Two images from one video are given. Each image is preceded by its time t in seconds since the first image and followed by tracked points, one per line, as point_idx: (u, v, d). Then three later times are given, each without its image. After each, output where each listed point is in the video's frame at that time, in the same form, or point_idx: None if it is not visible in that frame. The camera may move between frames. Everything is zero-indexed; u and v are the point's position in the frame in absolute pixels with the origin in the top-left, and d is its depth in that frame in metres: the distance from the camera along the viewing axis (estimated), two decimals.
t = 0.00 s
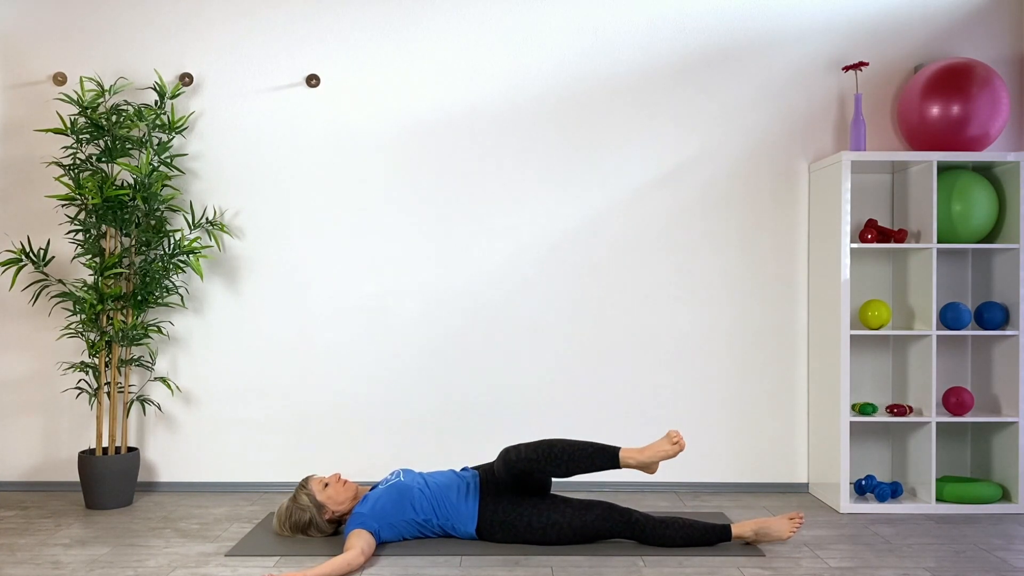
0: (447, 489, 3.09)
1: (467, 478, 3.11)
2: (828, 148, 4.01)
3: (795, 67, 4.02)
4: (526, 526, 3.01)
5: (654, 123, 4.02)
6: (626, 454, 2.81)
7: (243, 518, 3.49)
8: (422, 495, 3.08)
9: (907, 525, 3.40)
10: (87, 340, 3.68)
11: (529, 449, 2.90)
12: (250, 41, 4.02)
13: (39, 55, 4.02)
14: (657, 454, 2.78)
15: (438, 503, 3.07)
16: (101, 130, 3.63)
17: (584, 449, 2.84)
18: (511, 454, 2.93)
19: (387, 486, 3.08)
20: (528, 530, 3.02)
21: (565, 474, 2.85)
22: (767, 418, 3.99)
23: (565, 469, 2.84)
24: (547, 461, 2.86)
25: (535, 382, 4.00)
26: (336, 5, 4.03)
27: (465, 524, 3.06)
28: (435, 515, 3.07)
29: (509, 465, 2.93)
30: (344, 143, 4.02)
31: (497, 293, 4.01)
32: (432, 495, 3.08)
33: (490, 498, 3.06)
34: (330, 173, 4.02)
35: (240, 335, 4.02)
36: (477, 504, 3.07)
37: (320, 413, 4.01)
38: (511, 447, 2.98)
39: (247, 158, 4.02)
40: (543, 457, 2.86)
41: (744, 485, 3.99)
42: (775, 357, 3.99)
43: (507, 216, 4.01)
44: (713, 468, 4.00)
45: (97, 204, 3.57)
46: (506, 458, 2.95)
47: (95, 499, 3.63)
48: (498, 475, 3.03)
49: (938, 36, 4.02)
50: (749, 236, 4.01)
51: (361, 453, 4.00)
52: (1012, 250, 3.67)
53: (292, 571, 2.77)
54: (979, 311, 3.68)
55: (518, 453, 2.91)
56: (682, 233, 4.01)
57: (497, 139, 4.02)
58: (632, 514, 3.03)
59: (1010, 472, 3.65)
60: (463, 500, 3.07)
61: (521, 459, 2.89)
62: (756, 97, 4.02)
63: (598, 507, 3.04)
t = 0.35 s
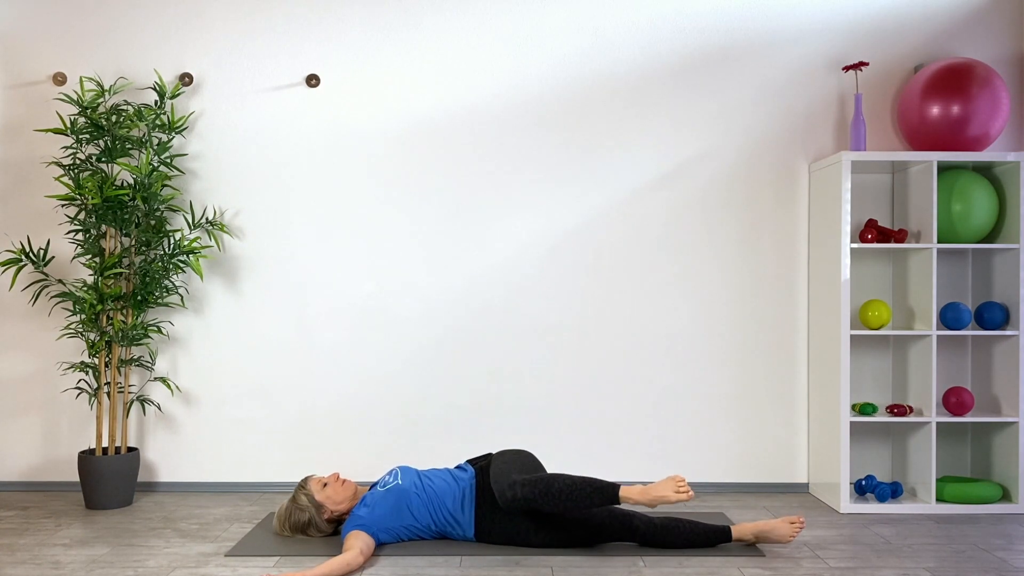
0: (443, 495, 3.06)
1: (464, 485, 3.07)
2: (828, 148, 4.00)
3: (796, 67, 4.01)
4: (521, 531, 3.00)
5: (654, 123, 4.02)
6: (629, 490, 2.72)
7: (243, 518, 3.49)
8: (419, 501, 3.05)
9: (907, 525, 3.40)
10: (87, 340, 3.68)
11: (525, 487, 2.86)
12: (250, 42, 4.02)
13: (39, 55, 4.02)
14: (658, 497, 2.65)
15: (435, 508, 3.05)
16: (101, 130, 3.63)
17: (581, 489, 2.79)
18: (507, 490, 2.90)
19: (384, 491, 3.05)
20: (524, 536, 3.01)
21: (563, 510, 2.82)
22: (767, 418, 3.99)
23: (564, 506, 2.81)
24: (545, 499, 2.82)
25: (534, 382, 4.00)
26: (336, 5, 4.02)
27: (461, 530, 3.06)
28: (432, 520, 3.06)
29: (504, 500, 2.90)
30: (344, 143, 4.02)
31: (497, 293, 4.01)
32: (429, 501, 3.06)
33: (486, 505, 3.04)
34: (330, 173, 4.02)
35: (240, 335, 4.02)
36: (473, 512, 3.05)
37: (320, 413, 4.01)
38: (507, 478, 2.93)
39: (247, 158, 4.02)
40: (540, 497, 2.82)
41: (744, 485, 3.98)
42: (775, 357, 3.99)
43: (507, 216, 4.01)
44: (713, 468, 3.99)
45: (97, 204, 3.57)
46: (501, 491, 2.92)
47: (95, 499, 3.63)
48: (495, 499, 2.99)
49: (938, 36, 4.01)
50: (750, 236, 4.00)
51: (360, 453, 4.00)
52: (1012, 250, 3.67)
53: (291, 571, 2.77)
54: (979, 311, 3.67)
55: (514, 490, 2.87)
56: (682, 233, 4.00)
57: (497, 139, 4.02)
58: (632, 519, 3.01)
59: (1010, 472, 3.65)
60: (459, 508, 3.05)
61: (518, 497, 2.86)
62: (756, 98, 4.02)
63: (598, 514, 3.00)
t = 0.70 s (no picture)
0: (442, 499, 3.05)
1: (463, 489, 3.06)
2: (828, 148, 4.01)
3: (796, 67, 4.02)
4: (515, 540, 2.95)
5: (654, 122, 4.02)
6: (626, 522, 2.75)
7: (243, 518, 3.49)
8: (418, 504, 3.04)
9: (907, 525, 3.40)
10: (87, 340, 3.68)
11: (520, 519, 2.82)
12: (250, 42, 4.02)
13: (39, 55, 4.02)
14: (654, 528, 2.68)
15: (434, 512, 3.05)
16: (101, 130, 3.63)
17: (575, 524, 2.78)
18: (502, 523, 2.85)
19: (384, 493, 3.05)
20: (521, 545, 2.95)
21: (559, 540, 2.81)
22: (767, 418, 3.99)
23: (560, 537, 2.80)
24: (538, 531, 2.80)
25: (535, 382, 4.00)
26: (336, 5, 4.03)
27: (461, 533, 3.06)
28: (431, 522, 3.06)
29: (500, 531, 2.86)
30: (344, 143, 4.02)
31: (497, 293, 4.01)
32: (428, 504, 3.05)
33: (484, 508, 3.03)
34: (330, 173, 4.02)
35: (240, 335, 4.02)
36: (472, 518, 3.03)
37: (320, 413, 4.01)
38: (502, 506, 2.88)
39: (247, 159, 4.02)
40: (534, 530, 2.79)
41: (744, 485, 3.98)
42: (775, 357, 3.99)
43: (507, 216, 4.01)
44: (713, 468, 3.99)
45: (97, 204, 3.57)
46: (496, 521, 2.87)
47: (95, 500, 3.63)
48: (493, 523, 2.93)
49: (938, 37, 4.02)
50: (750, 236, 4.00)
51: (360, 453, 4.00)
52: (1012, 250, 3.67)
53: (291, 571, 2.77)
54: (979, 311, 3.68)
55: (508, 522, 2.83)
56: (682, 233, 4.01)
57: (497, 139, 4.02)
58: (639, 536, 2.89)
59: (1010, 472, 3.65)
60: (457, 513, 3.04)
61: (512, 529, 2.82)
62: (756, 98, 4.02)
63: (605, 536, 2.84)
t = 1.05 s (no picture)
0: (442, 499, 3.05)
1: (462, 490, 3.05)
2: (828, 148, 4.01)
3: (796, 67, 4.02)
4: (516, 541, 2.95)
5: (654, 123, 4.02)
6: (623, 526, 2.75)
7: (243, 518, 3.49)
8: (418, 504, 3.05)
9: (906, 525, 3.40)
10: (87, 340, 3.68)
11: (516, 523, 2.82)
12: (249, 42, 4.02)
13: (39, 55, 4.02)
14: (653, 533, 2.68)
15: (433, 513, 3.05)
16: (101, 130, 3.63)
17: (570, 526, 2.77)
18: (500, 526, 2.86)
19: (384, 493, 3.05)
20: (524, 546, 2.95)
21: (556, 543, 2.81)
22: (767, 418, 3.99)
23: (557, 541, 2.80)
24: (533, 535, 2.80)
25: (534, 382, 4.00)
26: (336, 5, 4.03)
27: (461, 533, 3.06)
28: (431, 523, 3.06)
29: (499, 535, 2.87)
30: (344, 143, 4.02)
31: (497, 293, 4.01)
32: (428, 504, 3.05)
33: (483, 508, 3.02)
34: (329, 173, 4.02)
35: (240, 335, 4.02)
36: (471, 519, 3.03)
37: (320, 413, 4.01)
38: (500, 509, 2.89)
39: (247, 159, 4.02)
40: (529, 533, 2.80)
41: (744, 485, 3.99)
42: (775, 357, 3.99)
43: (507, 216, 4.01)
44: (713, 468, 3.99)
45: (97, 204, 3.57)
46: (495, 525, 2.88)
47: (95, 500, 3.63)
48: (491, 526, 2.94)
49: (938, 36, 4.02)
50: (750, 236, 4.01)
51: (360, 453, 4.00)
52: (1012, 250, 3.67)
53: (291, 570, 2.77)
54: (979, 311, 3.68)
55: (506, 526, 2.84)
56: (682, 233, 4.01)
57: (497, 139, 4.02)
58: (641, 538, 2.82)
59: (1010, 472, 3.65)
60: (457, 514, 3.04)
61: (509, 532, 2.83)
62: (756, 97, 4.02)
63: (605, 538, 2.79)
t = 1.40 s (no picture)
0: (443, 499, 3.05)
1: (463, 489, 3.06)
2: (828, 148, 4.01)
3: (796, 67, 4.02)
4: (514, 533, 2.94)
5: (654, 124, 4.02)
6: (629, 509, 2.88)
7: (243, 518, 3.49)
8: (418, 504, 3.05)
9: (906, 525, 3.40)
10: (87, 340, 3.68)
11: (522, 514, 2.85)
12: (249, 42, 4.02)
13: (40, 55, 4.02)
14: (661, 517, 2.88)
15: (433, 512, 3.05)
16: (101, 130, 3.63)
17: (577, 513, 2.81)
18: (505, 518, 2.88)
19: (385, 492, 3.05)
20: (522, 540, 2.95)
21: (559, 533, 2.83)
22: (767, 418, 3.99)
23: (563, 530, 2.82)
24: (540, 525, 2.82)
25: (534, 382, 4.00)
26: (336, 5, 4.03)
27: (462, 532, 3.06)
28: (431, 522, 3.06)
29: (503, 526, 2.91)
30: (344, 143, 4.02)
31: (497, 293, 4.01)
32: (428, 504, 3.05)
33: (482, 508, 3.03)
34: (330, 173, 4.02)
35: (240, 335, 4.02)
36: (472, 518, 3.04)
37: (320, 413, 4.01)
38: (505, 503, 2.91)
39: (247, 159, 4.02)
40: (536, 524, 2.82)
41: (744, 485, 3.98)
42: (775, 357, 3.99)
43: (507, 216, 4.02)
44: (713, 468, 3.99)
45: (97, 204, 3.57)
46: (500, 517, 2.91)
47: (95, 500, 3.63)
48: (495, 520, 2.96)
49: (938, 37, 4.02)
50: (749, 236, 4.01)
51: (360, 453, 4.00)
52: (1012, 250, 3.67)
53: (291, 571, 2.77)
54: (979, 311, 3.68)
55: (511, 518, 2.87)
56: (682, 233, 4.01)
57: (497, 139, 4.02)
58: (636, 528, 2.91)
59: (1010, 472, 3.65)
60: (458, 513, 3.04)
61: (515, 524, 2.86)
62: (756, 98, 4.02)
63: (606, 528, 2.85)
